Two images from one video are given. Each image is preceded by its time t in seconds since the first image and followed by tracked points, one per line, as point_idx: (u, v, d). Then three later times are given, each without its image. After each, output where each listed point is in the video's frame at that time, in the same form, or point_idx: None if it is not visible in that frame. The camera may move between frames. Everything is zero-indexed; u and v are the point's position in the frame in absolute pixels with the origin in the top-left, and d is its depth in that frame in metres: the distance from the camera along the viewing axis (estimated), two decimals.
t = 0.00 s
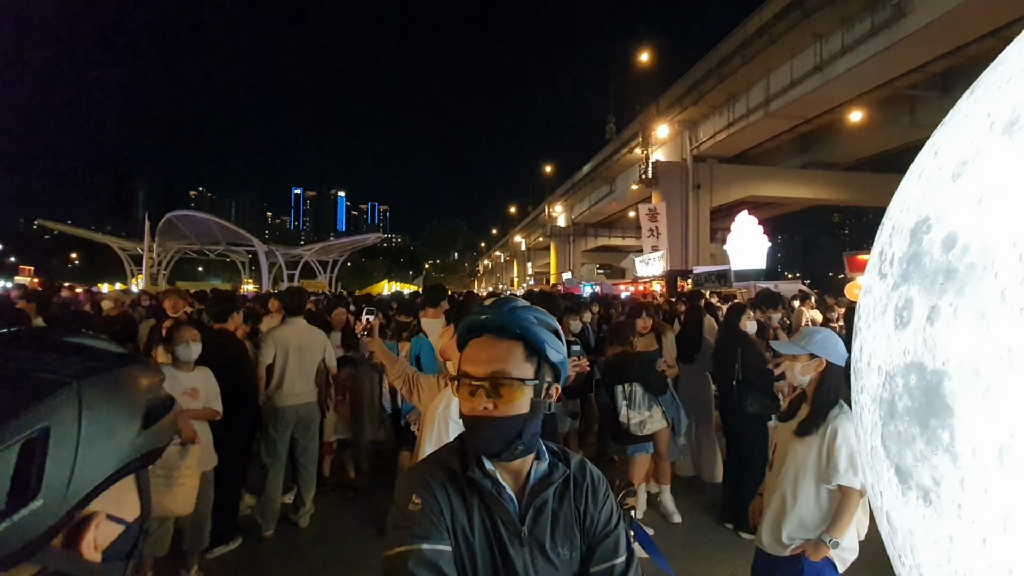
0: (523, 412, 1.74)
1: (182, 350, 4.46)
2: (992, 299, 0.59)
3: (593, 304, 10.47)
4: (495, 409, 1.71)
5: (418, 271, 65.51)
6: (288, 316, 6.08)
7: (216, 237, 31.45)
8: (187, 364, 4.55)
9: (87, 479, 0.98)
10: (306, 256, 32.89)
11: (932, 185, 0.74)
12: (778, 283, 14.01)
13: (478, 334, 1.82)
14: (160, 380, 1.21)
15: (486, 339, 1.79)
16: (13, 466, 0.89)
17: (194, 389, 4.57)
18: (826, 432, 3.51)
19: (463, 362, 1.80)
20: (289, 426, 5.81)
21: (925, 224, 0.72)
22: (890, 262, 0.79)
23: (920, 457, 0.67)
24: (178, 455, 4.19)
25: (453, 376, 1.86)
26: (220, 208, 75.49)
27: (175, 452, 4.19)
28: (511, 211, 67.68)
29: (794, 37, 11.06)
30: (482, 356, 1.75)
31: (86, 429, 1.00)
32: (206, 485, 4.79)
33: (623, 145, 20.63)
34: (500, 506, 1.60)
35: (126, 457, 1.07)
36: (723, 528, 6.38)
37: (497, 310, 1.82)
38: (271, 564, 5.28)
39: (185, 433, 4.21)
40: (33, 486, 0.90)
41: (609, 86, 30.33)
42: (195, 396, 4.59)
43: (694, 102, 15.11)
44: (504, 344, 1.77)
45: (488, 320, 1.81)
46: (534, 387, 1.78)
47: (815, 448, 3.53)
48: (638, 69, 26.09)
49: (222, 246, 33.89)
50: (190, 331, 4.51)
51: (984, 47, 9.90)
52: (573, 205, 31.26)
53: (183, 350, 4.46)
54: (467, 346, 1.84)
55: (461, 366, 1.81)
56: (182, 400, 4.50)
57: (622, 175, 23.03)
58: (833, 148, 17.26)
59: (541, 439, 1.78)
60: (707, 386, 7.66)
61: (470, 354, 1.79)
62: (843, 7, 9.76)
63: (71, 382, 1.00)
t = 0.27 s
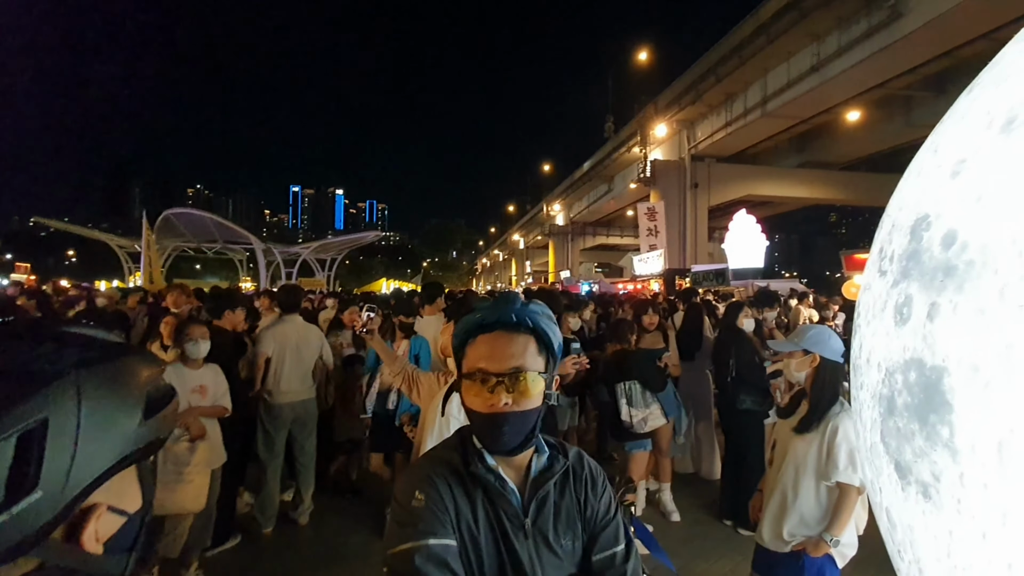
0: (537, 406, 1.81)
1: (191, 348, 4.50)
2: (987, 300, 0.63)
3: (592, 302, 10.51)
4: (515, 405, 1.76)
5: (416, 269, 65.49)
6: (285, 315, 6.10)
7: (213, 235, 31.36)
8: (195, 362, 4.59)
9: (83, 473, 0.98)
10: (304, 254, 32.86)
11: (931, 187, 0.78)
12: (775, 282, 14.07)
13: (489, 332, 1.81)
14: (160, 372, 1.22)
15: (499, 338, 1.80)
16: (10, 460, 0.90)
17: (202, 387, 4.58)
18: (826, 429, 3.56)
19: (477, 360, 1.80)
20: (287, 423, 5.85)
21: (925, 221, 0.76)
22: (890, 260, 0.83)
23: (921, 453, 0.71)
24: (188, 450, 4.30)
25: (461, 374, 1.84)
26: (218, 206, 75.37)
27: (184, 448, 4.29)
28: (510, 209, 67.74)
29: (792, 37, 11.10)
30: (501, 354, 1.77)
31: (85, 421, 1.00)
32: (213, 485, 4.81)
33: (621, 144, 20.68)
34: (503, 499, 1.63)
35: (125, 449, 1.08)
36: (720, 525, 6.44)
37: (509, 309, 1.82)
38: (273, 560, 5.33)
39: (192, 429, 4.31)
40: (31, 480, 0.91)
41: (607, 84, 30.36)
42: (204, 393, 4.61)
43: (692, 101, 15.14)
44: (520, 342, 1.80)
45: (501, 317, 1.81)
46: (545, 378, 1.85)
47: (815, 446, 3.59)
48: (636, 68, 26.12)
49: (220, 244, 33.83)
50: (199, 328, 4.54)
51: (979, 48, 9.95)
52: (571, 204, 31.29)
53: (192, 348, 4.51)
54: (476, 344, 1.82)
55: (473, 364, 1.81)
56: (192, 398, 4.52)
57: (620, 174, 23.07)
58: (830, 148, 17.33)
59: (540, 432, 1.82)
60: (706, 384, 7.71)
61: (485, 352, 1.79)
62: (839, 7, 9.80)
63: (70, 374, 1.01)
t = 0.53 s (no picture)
0: (536, 401, 1.81)
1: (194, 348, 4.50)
2: (989, 296, 0.62)
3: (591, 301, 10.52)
4: (523, 401, 1.76)
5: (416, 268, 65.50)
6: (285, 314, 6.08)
7: (212, 234, 31.28)
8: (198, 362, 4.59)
9: (74, 472, 0.97)
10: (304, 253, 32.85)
11: (930, 183, 0.77)
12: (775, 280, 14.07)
13: (492, 331, 1.78)
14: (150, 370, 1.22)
15: (503, 336, 1.78)
16: None
17: (204, 388, 4.59)
18: (825, 427, 3.55)
19: (483, 360, 1.76)
20: (286, 421, 5.85)
21: (925, 218, 0.75)
22: (889, 256, 0.82)
23: (919, 450, 0.70)
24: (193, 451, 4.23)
25: (460, 374, 1.80)
26: (217, 205, 75.29)
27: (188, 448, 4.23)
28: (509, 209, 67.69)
29: (792, 35, 11.08)
30: (508, 353, 1.75)
31: (74, 420, 0.99)
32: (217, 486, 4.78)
33: (621, 143, 20.66)
34: (497, 497, 1.61)
35: (116, 450, 1.07)
36: (719, 523, 6.44)
37: (509, 307, 1.79)
38: (273, 558, 5.33)
39: (196, 430, 4.29)
40: (19, 478, 0.90)
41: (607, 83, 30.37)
42: (206, 393, 4.60)
43: (692, 100, 15.11)
44: (523, 339, 1.80)
45: (501, 314, 1.78)
46: (542, 373, 1.85)
47: (814, 443, 3.58)
48: (635, 67, 26.10)
49: (219, 243, 33.78)
50: (202, 328, 4.55)
51: (979, 46, 9.95)
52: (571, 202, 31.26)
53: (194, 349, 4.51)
54: (478, 344, 1.78)
55: (478, 364, 1.77)
56: (194, 398, 4.53)
57: (620, 173, 23.06)
58: (830, 146, 17.33)
59: (534, 430, 1.81)
60: (705, 382, 7.72)
61: (488, 349, 1.76)
62: (839, 5, 9.80)
63: (59, 373, 1.00)
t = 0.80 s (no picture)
0: (526, 403, 1.84)
1: (193, 354, 4.55)
2: (978, 298, 0.64)
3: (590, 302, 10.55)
4: (516, 402, 1.78)
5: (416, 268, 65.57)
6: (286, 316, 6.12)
7: (213, 235, 31.27)
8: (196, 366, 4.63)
9: (57, 480, 0.97)
10: (305, 253, 32.88)
11: (918, 190, 0.80)
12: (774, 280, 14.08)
13: (485, 333, 1.80)
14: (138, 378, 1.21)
15: (496, 337, 1.80)
16: None
17: (203, 393, 4.64)
18: (820, 427, 3.57)
19: (476, 362, 1.78)
20: (286, 423, 5.87)
21: (917, 220, 0.78)
22: (882, 258, 0.85)
23: (911, 448, 0.72)
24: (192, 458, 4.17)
25: (451, 377, 1.81)
26: (217, 206, 75.32)
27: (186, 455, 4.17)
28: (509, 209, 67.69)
29: (791, 34, 11.09)
30: (501, 354, 1.78)
31: (57, 427, 0.98)
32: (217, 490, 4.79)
33: (621, 143, 20.66)
34: (487, 502, 1.63)
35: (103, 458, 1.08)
36: (718, 523, 6.45)
37: (500, 308, 1.82)
38: (273, 559, 5.35)
39: (195, 437, 4.32)
40: None
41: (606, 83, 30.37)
42: (205, 398, 4.66)
43: (692, 99, 15.11)
44: (514, 340, 1.83)
45: (492, 316, 1.81)
46: (532, 374, 1.88)
47: (808, 443, 3.61)
48: (635, 67, 26.12)
49: (220, 244, 33.78)
50: (201, 333, 4.59)
51: (978, 46, 9.97)
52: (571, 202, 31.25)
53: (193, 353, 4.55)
54: (471, 346, 1.79)
55: (471, 365, 1.78)
56: (192, 403, 4.57)
57: (619, 173, 23.06)
58: (829, 146, 17.34)
59: (522, 434, 1.85)
60: (704, 382, 7.74)
61: (481, 350, 1.78)
62: (838, 5, 9.81)
63: (42, 381, 0.99)
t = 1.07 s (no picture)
0: (517, 404, 1.84)
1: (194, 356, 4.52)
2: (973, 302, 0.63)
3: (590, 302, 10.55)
4: (506, 403, 1.78)
5: (418, 269, 65.62)
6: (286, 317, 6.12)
7: (215, 236, 31.32)
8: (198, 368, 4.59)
9: (38, 489, 0.94)
10: (307, 254, 32.94)
11: (916, 189, 0.79)
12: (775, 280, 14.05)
13: (472, 334, 1.80)
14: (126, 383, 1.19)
15: (484, 338, 1.80)
16: None
17: (206, 395, 4.59)
18: (820, 430, 3.55)
19: (465, 364, 1.77)
20: (286, 424, 5.87)
21: (914, 220, 0.76)
22: (881, 259, 0.83)
23: (909, 452, 0.71)
24: (191, 463, 4.30)
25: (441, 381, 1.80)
26: (219, 207, 75.47)
27: (187, 459, 4.29)
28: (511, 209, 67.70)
29: (792, 34, 11.05)
30: (489, 355, 1.77)
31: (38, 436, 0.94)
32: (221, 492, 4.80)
33: (621, 143, 20.63)
34: (482, 507, 1.61)
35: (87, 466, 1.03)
36: (718, 524, 6.43)
37: (487, 310, 1.82)
38: (274, 561, 5.35)
39: (197, 440, 4.32)
40: None
41: (607, 82, 30.35)
42: (208, 400, 4.61)
43: (692, 99, 15.07)
44: (502, 342, 1.82)
45: (479, 318, 1.81)
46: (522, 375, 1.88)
47: (808, 445, 3.59)
48: (635, 67, 26.09)
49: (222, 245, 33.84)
50: (202, 335, 4.55)
51: (980, 44, 9.92)
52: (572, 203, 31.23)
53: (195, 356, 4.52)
54: (458, 348, 1.78)
55: (459, 368, 1.78)
56: (195, 406, 4.51)
57: (621, 173, 23.03)
58: (831, 145, 17.28)
59: (514, 435, 1.85)
60: (704, 383, 7.72)
61: (469, 352, 1.77)
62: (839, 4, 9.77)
63: (22, 389, 0.96)
